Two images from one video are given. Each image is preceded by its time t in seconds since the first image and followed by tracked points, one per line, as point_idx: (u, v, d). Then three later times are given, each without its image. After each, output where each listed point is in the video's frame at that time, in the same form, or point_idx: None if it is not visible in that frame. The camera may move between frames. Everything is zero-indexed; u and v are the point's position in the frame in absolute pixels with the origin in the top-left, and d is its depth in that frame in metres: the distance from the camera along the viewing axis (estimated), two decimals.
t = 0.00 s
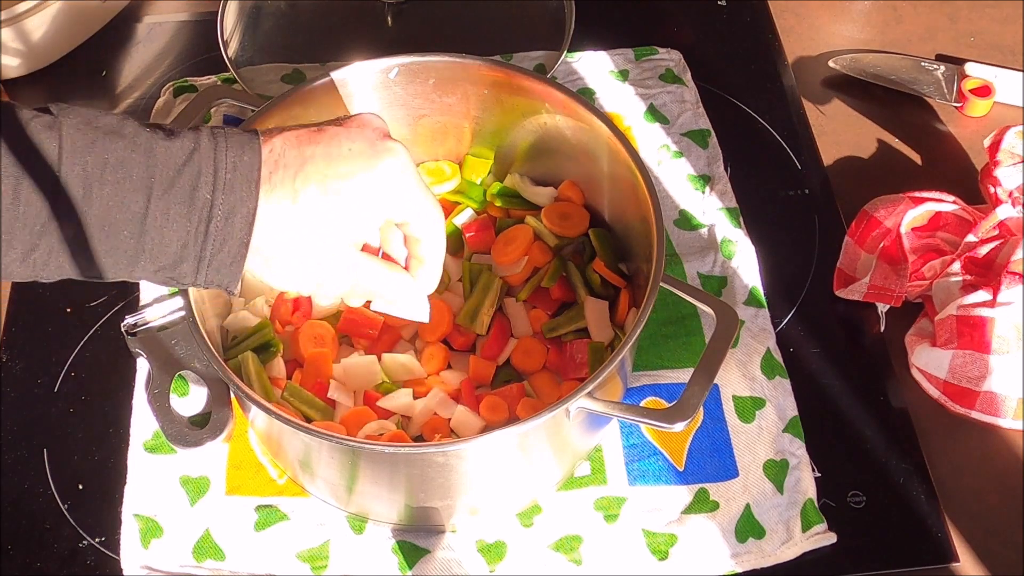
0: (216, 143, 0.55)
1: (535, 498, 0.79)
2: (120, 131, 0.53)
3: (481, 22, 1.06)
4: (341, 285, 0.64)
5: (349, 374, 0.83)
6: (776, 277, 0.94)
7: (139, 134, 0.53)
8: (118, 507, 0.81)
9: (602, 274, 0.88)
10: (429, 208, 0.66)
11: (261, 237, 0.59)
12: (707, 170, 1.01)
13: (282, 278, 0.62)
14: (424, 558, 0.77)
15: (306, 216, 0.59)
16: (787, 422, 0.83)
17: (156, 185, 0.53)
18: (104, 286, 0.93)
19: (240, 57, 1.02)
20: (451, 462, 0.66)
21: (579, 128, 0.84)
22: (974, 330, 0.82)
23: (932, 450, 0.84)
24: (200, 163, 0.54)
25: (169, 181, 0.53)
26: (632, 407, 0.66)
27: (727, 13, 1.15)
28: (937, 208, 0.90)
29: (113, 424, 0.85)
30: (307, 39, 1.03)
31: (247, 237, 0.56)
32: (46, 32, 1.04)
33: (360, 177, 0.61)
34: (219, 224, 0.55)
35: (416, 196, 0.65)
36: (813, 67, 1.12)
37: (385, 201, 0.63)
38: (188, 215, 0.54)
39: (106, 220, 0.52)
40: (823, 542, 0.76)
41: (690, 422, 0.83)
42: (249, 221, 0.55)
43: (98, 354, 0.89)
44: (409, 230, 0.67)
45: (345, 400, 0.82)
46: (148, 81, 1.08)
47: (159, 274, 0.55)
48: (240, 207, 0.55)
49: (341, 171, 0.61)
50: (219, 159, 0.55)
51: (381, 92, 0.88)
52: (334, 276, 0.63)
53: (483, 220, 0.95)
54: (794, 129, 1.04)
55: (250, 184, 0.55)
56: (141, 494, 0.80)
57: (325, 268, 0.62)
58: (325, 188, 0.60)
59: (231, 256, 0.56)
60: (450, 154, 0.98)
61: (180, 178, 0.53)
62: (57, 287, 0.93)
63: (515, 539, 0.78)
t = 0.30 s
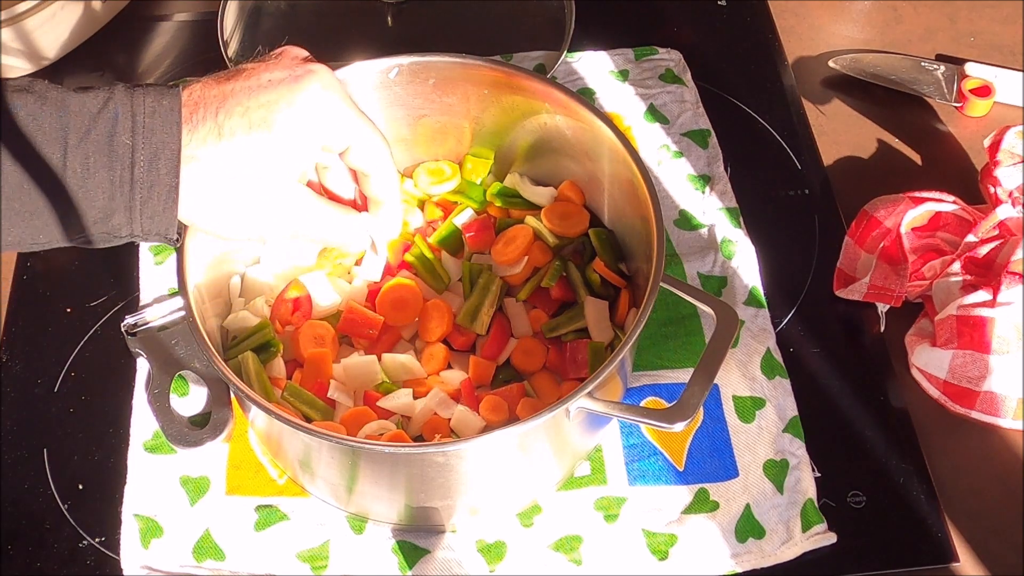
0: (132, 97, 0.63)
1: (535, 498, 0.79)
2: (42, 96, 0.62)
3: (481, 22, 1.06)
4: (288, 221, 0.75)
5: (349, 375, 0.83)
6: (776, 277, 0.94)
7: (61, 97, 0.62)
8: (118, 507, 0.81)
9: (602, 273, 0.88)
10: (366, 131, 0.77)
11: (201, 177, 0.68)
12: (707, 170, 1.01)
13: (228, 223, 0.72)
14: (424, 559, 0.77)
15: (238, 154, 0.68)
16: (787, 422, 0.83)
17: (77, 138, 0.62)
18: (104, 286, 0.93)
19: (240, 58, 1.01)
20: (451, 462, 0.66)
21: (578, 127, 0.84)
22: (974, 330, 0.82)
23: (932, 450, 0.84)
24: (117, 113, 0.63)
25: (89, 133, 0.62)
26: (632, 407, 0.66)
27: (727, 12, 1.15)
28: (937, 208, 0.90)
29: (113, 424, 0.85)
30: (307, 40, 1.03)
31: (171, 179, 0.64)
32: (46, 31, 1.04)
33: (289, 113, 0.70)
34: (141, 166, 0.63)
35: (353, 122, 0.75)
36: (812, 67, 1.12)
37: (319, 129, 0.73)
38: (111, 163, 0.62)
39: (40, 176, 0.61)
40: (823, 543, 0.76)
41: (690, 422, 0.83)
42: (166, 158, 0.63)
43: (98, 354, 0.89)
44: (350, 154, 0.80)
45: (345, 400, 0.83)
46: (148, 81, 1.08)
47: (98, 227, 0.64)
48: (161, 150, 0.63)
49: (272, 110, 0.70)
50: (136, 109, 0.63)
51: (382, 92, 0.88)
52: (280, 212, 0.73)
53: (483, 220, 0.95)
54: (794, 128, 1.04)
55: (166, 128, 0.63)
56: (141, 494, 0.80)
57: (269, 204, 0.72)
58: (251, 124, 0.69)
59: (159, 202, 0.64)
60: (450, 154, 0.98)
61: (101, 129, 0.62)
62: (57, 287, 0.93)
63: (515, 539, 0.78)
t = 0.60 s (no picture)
0: (119, 103, 0.64)
1: (535, 498, 0.79)
2: (30, 97, 0.62)
3: (481, 22, 1.06)
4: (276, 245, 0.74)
5: (349, 375, 0.83)
6: (776, 278, 0.94)
7: (48, 99, 0.63)
8: (118, 507, 0.81)
9: (602, 273, 0.88)
10: (355, 159, 0.79)
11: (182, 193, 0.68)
12: (707, 170, 1.01)
13: (214, 244, 0.73)
14: (424, 559, 0.77)
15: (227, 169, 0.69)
16: (787, 422, 0.83)
17: (64, 141, 0.62)
18: (104, 285, 0.93)
19: (240, 57, 1.01)
20: (451, 462, 0.66)
21: (578, 128, 0.84)
22: (974, 331, 0.82)
23: (932, 450, 0.84)
24: (104, 118, 0.63)
25: (75, 139, 0.62)
26: (632, 407, 0.66)
27: (727, 12, 1.15)
28: (937, 208, 0.90)
29: (113, 424, 0.85)
30: (307, 39, 1.03)
31: (154, 189, 0.64)
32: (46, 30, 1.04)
33: (277, 139, 0.72)
34: (125, 174, 0.63)
35: (340, 149, 0.77)
36: (812, 67, 1.12)
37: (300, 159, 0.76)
38: (96, 167, 0.62)
39: (25, 178, 0.62)
40: (823, 542, 0.76)
41: (690, 422, 0.83)
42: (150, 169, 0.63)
43: (98, 353, 0.89)
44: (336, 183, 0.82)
45: (345, 400, 0.82)
46: (148, 81, 1.08)
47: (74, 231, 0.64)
48: (145, 158, 0.63)
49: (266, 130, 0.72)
50: (123, 115, 0.63)
51: (382, 92, 0.88)
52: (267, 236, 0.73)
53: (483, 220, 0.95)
54: (794, 129, 1.04)
55: (153, 136, 0.64)
56: (141, 494, 0.80)
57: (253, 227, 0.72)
58: (236, 142, 0.70)
59: (141, 209, 0.64)
60: (450, 154, 0.98)
61: (88, 134, 0.63)
62: (57, 287, 0.93)
63: (515, 539, 0.78)
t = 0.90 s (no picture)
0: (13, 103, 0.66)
1: (535, 498, 0.79)
2: None
3: (480, 22, 1.06)
4: (224, 210, 0.74)
5: (349, 376, 0.83)
6: (777, 277, 0.94)
7: None
8: (118, 507, 0.81)
9: (602, 273, 0.88)
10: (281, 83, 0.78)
11: (107, 186, 0.71)
12: (707, 170, 1.01)
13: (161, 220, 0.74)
14: (424, 559, 0.77)
15: (135, 150, 0.70)
16: (787, 422, 0.83)
17: None
18: (104, 286, 0.93)
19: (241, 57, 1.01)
20: (451, 462, 0.66)
21: (578, 127, 0.84)
22: (974, 331, 0.82)
23: (932, 450, 0.84)
24: None
25: None
26: (632, 407, 0.66)
27: (727, 12, 1.15)
28: (937, 208, 0.90)
29: (113, 424, 0.85)
30: (308, 40, 1.03)
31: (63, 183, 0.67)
32: (45, 31, 1.03)
33: (186, 92, 0.73)
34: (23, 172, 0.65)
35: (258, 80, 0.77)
36: (812, 67, 1.12)
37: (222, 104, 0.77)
38: None
39: None
40: (823, 542, 0.76)
41: (690, 422, 0.83)
42: (54, 146, 0.66)
43: (98, 353, 0.89)
44: (277, 113, 0.82)
45: (345, 400, 0.82)
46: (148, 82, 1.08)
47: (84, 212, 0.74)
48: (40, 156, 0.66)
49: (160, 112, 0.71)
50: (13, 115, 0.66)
51: (382, 92, 0.88)
52: (210, 199, 0.72)
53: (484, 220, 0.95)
54: (794, 129, 1.04)
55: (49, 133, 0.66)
56: (141, 494, 0.80)
57: (190, 193, 0.72)
58: (137, 104, 0.71)
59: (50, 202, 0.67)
60: (450, 154, 0.98)
61: None
62: (57, 287, 0.93)
63: (515, 539, 0.78)
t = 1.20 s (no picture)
0: None
1: (535, 498, 0.79)
2: None
3: (481, 22, 1.06)
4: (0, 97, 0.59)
5: (349, 376, 0.83)
6: (777, 277, 0.94)
7: None
8: (118, 507, 0.81)
9: (602, 273, 0.88)
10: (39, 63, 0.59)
11: None
12: (707, 170, 1.01)
13: None
14: (424, 559, 0.77)
15: None
16: (787, 422, 0.83)
17: None
18: (104, 285, 0.93)
19: (240, 57, 1.02)
20: (451, 462, 0.66)
21: (578, 128, 0.84)
22: (974, 331, 0.82)
23: (932, 450, 0.84)
24: None
25: None
26: (632, 407, 0.66)
27: (727, 12, 1.15)
28: (937, 208, 0.90)
29: (113, 424, 0.85)
30: (308, 40, 1.03)
31: None
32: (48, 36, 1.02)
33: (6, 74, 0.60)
34: None
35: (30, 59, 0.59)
36: (812, 67, 1.12)
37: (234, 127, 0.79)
38: None
39: None
40: (823, 543, 0.76)
41: (690, 422, 0.83)
42: None
43: (98, 353, 0.89)
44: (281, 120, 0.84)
45: (345, 400, 0.82)
46: (148, 82, 1.08)
47: None
48: None
49: None
50: None
51: (382, 92, 0.88)
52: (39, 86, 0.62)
53: (484, 220, 0.94)
54: (794, 129, 1.04)
55: None
56: (141, 494, 0.80)
57: None
58: None
59: None
60: (449, 155, 0.98)
61: None
62: (57, 287, 0.93)
63: (515, 539, 0.78)
